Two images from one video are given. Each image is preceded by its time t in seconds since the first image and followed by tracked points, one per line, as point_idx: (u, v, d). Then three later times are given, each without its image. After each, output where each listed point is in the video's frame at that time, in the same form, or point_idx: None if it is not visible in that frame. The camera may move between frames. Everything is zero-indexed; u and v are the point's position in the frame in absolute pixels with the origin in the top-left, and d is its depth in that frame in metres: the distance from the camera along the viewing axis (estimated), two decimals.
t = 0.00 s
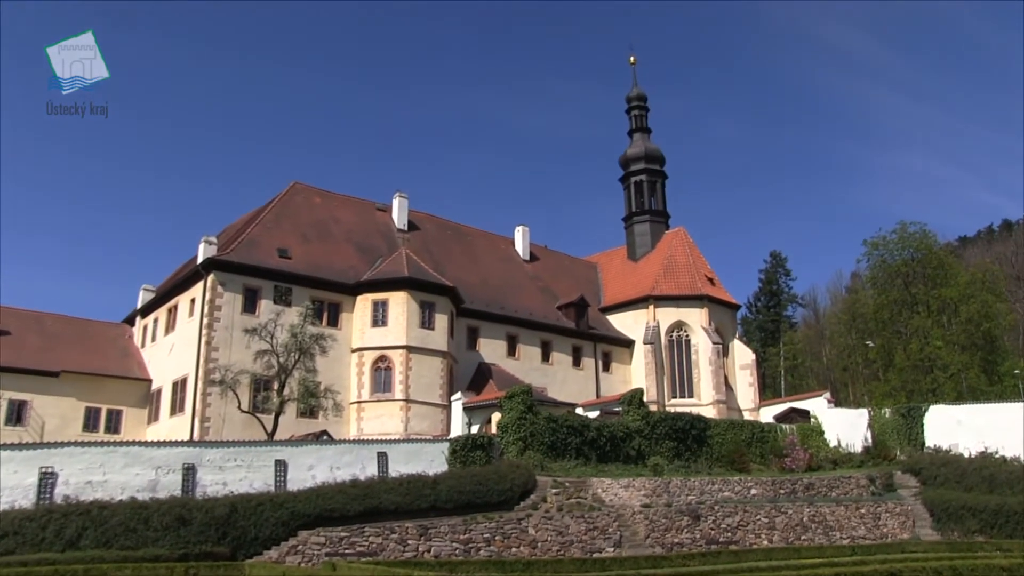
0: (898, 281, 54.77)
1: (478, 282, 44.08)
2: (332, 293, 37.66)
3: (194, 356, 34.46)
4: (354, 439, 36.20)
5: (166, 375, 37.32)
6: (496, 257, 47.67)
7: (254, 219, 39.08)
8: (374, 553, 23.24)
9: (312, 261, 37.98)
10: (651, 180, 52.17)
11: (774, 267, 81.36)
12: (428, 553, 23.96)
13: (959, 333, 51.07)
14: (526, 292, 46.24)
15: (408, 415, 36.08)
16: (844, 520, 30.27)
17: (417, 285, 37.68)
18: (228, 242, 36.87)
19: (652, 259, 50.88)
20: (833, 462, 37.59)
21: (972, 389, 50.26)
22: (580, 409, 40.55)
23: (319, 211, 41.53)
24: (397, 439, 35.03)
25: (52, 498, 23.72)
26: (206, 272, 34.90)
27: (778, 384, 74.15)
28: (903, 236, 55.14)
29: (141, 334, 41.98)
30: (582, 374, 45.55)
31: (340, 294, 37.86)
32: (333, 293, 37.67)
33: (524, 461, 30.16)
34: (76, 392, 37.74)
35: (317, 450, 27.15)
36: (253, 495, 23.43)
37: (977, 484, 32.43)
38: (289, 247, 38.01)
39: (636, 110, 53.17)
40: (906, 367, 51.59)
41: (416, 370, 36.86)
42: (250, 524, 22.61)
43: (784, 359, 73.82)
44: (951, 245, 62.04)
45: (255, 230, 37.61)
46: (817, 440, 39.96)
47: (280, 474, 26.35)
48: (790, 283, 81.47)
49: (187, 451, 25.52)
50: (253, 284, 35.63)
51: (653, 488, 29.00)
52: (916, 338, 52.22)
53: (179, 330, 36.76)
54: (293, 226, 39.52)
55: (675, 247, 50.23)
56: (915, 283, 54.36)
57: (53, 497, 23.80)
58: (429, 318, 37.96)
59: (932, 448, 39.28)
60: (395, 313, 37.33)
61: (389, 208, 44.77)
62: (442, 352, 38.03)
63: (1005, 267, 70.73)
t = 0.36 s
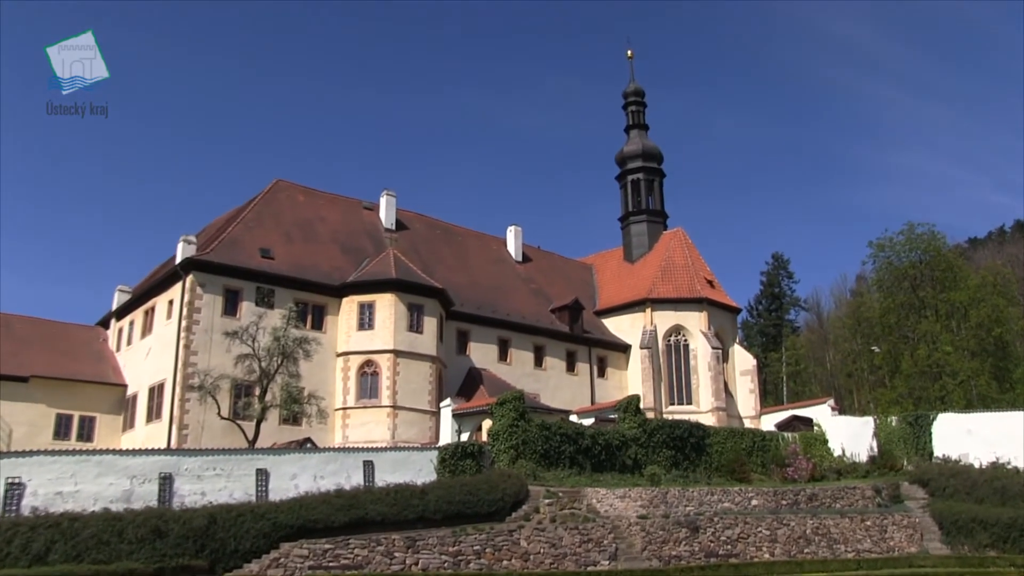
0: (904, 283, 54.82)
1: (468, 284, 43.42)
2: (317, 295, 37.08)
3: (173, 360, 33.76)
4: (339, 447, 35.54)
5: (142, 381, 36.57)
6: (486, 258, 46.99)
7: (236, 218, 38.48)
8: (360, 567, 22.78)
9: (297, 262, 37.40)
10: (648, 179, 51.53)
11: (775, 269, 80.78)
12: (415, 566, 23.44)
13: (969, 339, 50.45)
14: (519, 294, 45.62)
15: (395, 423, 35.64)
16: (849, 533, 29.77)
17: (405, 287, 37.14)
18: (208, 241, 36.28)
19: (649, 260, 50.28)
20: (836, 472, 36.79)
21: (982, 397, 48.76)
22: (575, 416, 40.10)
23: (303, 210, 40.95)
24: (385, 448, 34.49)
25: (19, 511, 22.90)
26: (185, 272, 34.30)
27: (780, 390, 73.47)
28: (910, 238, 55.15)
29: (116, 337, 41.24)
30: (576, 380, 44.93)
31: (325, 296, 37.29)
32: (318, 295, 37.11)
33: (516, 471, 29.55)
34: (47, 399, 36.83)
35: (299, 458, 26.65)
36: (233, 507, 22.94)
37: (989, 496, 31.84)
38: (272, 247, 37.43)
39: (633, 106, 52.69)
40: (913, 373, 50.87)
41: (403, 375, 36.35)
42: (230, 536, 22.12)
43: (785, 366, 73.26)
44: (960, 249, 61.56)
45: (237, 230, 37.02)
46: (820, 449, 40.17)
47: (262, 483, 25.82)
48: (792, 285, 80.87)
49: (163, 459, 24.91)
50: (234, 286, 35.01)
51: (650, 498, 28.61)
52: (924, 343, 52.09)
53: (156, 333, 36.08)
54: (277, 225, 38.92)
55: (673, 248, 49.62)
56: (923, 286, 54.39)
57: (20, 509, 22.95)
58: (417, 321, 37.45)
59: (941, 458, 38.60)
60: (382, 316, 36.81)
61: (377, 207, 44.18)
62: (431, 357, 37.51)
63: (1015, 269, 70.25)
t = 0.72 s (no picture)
0: (916, 286, 54.53)
1: (463, 286, 42.77)
2: (306, 297, 36.54)
3: (155, 365, 33.07)
4: (328, 455, 34.98)
5: (123, 386, 35.90)
6: (481, 258, 46.30)
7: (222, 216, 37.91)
8: None
9: (285, 262, 36.88)
10: (650, 176, 50.95)
11: (782, 269, 80.48)
12: None
13: (984, 343, 49.74)
14: (515, 296, 45.02)
15: (387, 429, 34.99)
16: (859, 546, 29.38)
17: (396, 289, 36.60)
18: (193, 240, 35.73)
19: (650, 261, 49.68)
20: (846, 482, 36.76)
21: (999, 404, 47.89)
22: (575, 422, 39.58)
23: (291, 208, 40.41)
24: (377, 455, 33.88)
25: None
26: (168, 273, 33.77)
27: (787, 396, 73.00)
28: (923, 238, 54.88)
29: (95, 341, 40.55)
30: (576, 385, 44.32)
31: (315, 298, 36.77)
32: (307, 297, 36.56)
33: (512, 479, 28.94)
34: (23, 405, 35.97)
35: (287, 467, 26.41)
36: (217, 517, 22.44)
37: (1008, 508, 31.27)
38: (259, 247, 36.89)
39: (635, 101, 52.22)
40: (925, 379, 50.68)
41: (395, 380, 35.79)
42: (214, 548, 21.60)
43: (792, 371, 72.74)
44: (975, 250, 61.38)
45: (223, 229, 36.48)
46: (830, 458, 39.85)
47: (248, 492, 25.53)
48: (799, 287, 80.43)
49: (144, 468, 24.38)
50: (219, 287, 34.48)
51: (651, 508, 28.37)
52: (937, 347, 51.57)
53: (138, 336, 35.52)
54: (264, 224, 38.36)
55: (676, 248, 49.05)
56: (937, 287, 54.11)
57: None
58: (410, 324, 36.93)
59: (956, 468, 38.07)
60: (373, 319, 36.26)
61: (368, 205, 43.58)
62: (424, 361, 36.99)
63: None
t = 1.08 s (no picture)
0: (932, 287, 54.14)
1: (460, 287, 42.15)
2: (297, 298, 36.04)
3: (139, 368, 32.59)
4: (320, 462, 34.39)
5: (105, 390, 35.31)
6: (478, 258, 45.68)
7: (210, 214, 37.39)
8: None
9: (275, 262, 36.37)
10: (654, 173, 50.43)
11: (791, 269, 80.03)
12: None
13: (1003, 347, 49.28)
14: (514, 296, 44.43)
15: (381, 435, 34.42)
16: (873, 557, 29.01)
17: (391, 289, 36.03)
18: (180, 239, 35.23)
19: (655, 261, 49.07)
20: (859, 490, 36.88)
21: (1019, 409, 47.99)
22: (576, 428, 39.16)
23: (281, 206, 39.90)
24: (370, 462, 33.29)
25: None
26: (153, 273, 33.28)
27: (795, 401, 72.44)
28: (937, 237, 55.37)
29: (76, 343, 39.95)
30: (578, 390, 43.74)
31: (307, 299, 36.28)
32: (298, 298, 36.05)
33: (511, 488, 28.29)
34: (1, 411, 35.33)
35: (277, 475, 26.00)
36: (203, 527, 22.04)
37: None
38: (248, 246, 36.38)
39: (638, 95, 51.75)
40: (942, 384, 50.05)
41: (389, 383, 35.21)
42: (201, 559, 21.19)
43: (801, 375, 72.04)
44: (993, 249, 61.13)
45: (210, 227, 35.97)
46: (841, 465, 38.80)
47: (236, 502, 25.11)
48: (809, 288, 79.88)
49: (127, 476, 23.83)
50: (207, 287, 33.99)
51: (656, 518, 27.86)
52: (955, 350, 50.90)
53: (122, 338, 35.02)
54: (254, 223, 37.85)
55: (681, 247, 48.52)
56: (954, 288, 53.54)
57: None
58: (405, 326, 36.39)
59: (975, 476, 38.02)
60: (367, 320, 35.71)
61: (361, 203, 43.01)
62: (420, 364, 36.47)
63: None
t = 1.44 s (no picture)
0: (948, 287, 54.12)
1: (457, 287, 41.59)
2: (288, 299, 35.51)
3: (123, 372, 32.14)
4: (312, 469, 33.85)
5: (88, 394, 34.75)
6: (475, 257, 45.06)
7: (197, 211, 36.86)
8: None
9: (265, 261, 35.83)
10: (658, 168, 49.88)
11: (801, 269, 79.60)
12: None
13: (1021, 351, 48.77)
14: (512, 296, 43.83)
15: (374, 441, 33.86)
16: (885, 567, 28.73)
17: (385, 289, 35.47)
18: (166, 237, 34.72)
19: (659, 260, 48.44)
20: (872, 499, 36.47)
21: None
22: (577, 434, 38.77)
23: (271, 203, 39.36)
24: (364, 469, 32.74)
25: None
26: (137, 273, 32.78)
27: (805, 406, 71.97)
28: (953, 235, 55.33)
29: (57, 346, 39.38)
30: (580, 394, 43.17)
31: (298, 300, 35.75)
32: (289, 298, 35.52)
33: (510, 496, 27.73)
34: None
35: (267, 482, 25.50)
36: (190, 537, 21.51)
37: None
38: (237, 244, 35.86)
39: (642, 87, 51.23)
40: (958, 388, 49.62)
41: (382, 387, 34.65)
42: (187, 569, 20.66)
43: (811, 379, 71.38)
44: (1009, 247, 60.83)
45: (197, 225, 35.45)
46: (853, 472, 38.60)
47: (223, 510, 24.58)
48: (819, 289, 79.28)
49: (110, 485, 23.33)
50: (194, 287, 33.45)
51: (661, 527, 27.33)
52: (971, 353, 50.68)
53: (105, 341, 34.52)
54: (243, 220, 37.31)
55: (687, 245, 47.97)
56: (971, 288, 53.61)
57: None
58: (400, 327, 35.83)
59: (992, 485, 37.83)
60: (360, 321, 35.14)
61: (354, 200, 42.44)
62: (415, 366, 35.91)
63: None
